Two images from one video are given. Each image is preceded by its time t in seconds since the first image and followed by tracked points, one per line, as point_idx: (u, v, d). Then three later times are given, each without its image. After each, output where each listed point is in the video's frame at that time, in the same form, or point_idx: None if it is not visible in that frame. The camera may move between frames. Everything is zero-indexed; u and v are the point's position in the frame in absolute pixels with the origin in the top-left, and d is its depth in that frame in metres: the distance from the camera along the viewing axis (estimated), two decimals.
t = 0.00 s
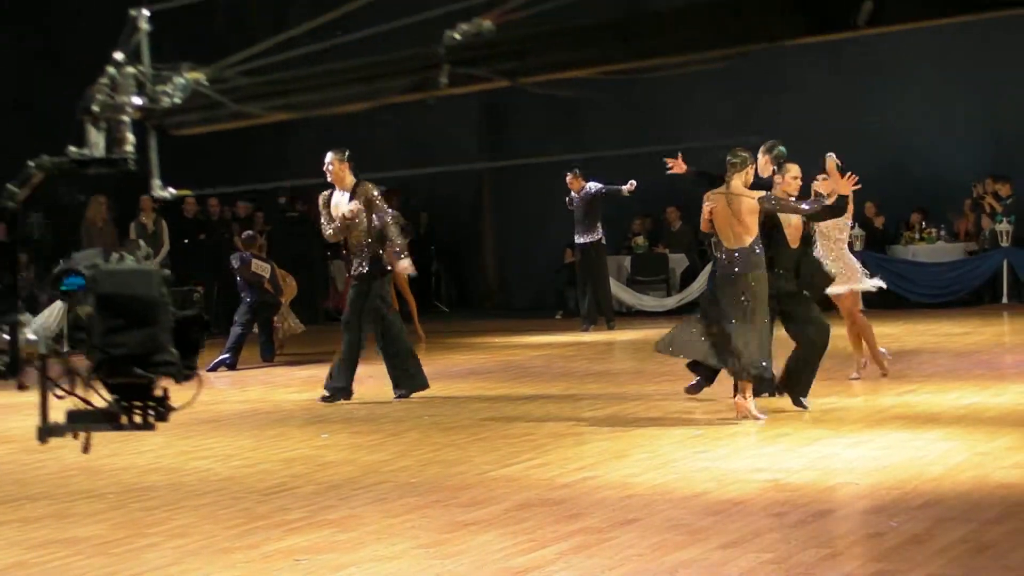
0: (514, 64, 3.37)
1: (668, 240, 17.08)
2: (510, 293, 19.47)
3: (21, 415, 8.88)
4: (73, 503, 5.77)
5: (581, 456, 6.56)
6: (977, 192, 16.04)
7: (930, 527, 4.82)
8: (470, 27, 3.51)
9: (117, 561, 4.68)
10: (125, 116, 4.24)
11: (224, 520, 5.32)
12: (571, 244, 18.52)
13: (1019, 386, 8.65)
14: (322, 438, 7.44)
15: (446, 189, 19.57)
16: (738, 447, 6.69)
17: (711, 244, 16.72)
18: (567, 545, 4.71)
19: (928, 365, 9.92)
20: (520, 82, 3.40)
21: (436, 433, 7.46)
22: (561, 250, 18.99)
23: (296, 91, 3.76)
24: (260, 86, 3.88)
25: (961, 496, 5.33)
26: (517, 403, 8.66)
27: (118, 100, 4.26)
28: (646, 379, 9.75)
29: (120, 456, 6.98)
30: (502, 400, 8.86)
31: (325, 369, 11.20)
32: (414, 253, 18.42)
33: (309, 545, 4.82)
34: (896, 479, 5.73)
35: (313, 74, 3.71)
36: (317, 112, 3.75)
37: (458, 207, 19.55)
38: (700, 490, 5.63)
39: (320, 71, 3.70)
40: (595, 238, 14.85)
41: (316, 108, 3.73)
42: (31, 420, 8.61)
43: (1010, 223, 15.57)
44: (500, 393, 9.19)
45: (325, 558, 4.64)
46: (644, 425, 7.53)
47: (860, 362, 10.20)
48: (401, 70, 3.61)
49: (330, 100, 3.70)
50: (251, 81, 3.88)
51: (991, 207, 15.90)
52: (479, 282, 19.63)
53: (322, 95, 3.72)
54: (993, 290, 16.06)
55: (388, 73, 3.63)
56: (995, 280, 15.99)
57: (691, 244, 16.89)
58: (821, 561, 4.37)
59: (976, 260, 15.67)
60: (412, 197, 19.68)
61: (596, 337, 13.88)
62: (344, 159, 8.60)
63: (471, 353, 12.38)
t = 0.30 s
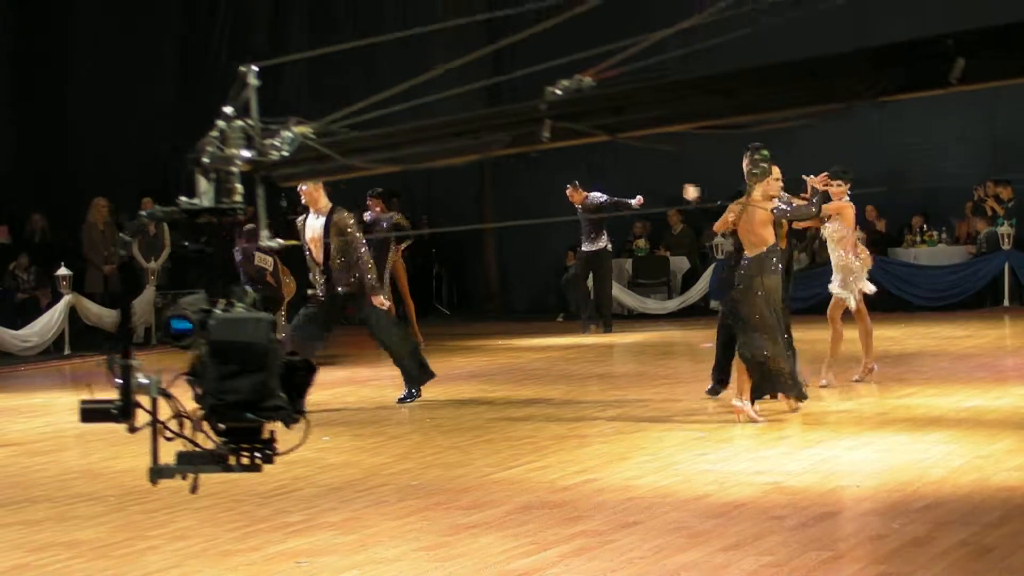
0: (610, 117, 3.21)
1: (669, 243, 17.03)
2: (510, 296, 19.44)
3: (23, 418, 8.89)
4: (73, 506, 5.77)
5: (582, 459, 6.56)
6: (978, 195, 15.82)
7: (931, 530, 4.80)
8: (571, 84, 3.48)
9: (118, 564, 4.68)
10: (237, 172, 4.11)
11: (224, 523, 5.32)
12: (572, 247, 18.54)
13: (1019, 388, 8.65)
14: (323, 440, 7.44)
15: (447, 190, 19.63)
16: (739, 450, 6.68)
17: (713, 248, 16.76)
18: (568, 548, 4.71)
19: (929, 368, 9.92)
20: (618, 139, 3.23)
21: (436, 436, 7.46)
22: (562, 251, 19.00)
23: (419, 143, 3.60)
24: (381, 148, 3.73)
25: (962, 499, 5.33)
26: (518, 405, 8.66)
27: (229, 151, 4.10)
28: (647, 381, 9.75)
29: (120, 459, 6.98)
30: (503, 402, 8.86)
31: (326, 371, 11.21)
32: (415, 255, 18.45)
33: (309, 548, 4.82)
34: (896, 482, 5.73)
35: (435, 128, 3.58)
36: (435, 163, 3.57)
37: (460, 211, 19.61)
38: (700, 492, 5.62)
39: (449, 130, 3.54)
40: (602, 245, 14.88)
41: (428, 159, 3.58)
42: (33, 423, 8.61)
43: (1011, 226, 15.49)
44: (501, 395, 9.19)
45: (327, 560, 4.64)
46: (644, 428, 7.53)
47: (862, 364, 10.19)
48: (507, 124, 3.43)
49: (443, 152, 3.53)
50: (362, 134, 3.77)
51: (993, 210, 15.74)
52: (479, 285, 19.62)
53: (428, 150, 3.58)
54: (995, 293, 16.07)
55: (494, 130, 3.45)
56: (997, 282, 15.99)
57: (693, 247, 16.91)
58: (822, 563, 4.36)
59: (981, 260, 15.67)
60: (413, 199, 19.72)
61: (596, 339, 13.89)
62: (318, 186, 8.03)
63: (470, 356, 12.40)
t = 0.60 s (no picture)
0: (711, 152, 3.63)
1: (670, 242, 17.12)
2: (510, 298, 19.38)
3: (23, 417, 8.88)
4: (74, 505, 5.77)
5: (583, 458, 6.56)
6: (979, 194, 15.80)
7: (933, 529, 4.80)
8: (672, 119, 3.87)
9: (119, 564, 4.68)
10: (348, 206, 4.13)
11: (225, 522, 5.32)
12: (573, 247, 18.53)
13: (1021, 388, 8.65)
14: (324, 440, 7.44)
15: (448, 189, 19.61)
16: (740, 449, 6.68)
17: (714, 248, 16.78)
18: (570, 547, 4.71)
19: (930, 368, 9.92)
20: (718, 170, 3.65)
21: (437, 435, 7.46)
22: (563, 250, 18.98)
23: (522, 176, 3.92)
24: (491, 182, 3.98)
25: (963, 498, 5.33)
26: (519, 404, 8.67)
27: (338, 184, 4.14)
28: (648, 380, 9.76)
29: (121, 458, 6.99)
30: (504, 401, 8.86)
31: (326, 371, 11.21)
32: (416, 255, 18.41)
33: (311, 547, 4.82)
34: (898, 481, 5.73)
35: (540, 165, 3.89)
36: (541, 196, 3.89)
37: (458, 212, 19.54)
38: (701, 492, 5.63)
39: (552, 165, 3.87)
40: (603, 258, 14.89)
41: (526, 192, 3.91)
42: (32, 423, 8.61)
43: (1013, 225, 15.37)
44: (502, 395, 9.20)
45: (329, 559, 4.64)
46: (645, 427, 7.53)
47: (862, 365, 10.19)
48: (604, 161, 3.79)
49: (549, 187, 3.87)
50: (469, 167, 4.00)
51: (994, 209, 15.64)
52: (479, 287, 19.54)
53: (533, 182, 3.91)
54: (995, 293, 16.06)
55: (598, 165, 3.80)
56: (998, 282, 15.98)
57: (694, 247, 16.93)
58: (824, 562, 4.37)
59: (981, 261, 15.64)
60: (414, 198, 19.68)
61: (597, 339, 13.89)
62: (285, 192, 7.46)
63: (470, 356, 12.39)
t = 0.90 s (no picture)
0: (817, 169, 3.74)
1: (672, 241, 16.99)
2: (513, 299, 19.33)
3: (24, 416, 8.87)
4: (77, 504, 5.79)
5: (586, 457, 6.57)
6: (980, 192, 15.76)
7: (934, 528, 4.80)
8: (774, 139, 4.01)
9: (120, 563, 4.68)
10: (457, 222, 4.42)
11: (228, 521, 5.33)
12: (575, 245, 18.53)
13: None
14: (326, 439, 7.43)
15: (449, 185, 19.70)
16: (742, 449, 6.69)
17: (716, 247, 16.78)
18: (573, 545, 4.72)
19: (934, 366, 9.95)
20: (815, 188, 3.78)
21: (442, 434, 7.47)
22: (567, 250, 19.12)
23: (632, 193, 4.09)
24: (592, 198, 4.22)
25: (966, 497, 5.34)
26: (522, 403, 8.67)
27: (449, 201, 4.43)
28: (651, 379, 9.76)
29: (124, 457, 7.00)
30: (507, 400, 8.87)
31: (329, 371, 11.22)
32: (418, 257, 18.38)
33: (312, 547, 4.82)
34: (900, 479, 5.74)
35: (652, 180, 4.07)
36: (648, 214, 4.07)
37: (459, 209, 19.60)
38: (704, 490, 5.63)
39: (673, 181, 4.03)
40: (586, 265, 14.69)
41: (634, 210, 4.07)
42: (33, 422, 8.60)
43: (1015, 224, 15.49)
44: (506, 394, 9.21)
45: (330, 558, 4.65)
46: (648, 425, 7.54)
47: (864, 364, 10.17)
48: (714, 176, 3.93)
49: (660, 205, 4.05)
50: (568, 187, 4.27)
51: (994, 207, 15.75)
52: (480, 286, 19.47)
53: (640, 201, 4.06)
54: (998, 292, 16.07)
55: (703, 180, 3.96)
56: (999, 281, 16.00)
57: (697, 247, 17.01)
58: (825, 561, 4.37)
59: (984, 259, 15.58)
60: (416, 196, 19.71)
61: (601, 337, 13.96)
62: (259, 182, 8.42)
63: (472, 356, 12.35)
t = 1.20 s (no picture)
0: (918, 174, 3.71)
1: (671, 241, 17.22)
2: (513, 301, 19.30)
3: (24, 417, 8.86)
4: (78, 504, 5.79)
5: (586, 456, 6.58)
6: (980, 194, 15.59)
7: (936, 528, 4.81)
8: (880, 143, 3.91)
9: (121, 563, 4.68)
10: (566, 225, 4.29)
11: (229, 521, 5.33)
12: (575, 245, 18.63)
13: None
14: (328, 439, 7.44)
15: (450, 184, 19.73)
16: (743, 449, 6.69)
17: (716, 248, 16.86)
18: (574, 545, 4.72)
19: (936, 366, 9.96)
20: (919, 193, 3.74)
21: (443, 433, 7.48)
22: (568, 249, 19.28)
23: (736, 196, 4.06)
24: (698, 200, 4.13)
25: (967, 497, 5.34)
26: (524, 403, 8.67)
27: (558, 205, 4.28)
28: (652, 379, 9.77)
29: (126, 457, 7.00)
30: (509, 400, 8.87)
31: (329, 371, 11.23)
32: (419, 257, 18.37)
33: (313, 547, 4.82)
34: (901, 480, 5.74)
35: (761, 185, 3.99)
36: (755, 217, 4.01)
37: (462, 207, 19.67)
38: (705, 490, 5.64)
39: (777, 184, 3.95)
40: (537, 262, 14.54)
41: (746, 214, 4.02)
42: (33, 422, 8.59)
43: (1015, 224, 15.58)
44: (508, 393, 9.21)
45: (331, 558, 4.64)
46: (649, 426, 7.54)
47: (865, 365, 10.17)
48: (817, 181, 3.89)
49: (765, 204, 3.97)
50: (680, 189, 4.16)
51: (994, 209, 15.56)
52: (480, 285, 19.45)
53: (741, 204, 4.04)
54: (999, 292, 16.01)
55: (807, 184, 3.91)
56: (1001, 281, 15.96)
57: (697, 248, 17.11)
58: (827, 561, 4.37)
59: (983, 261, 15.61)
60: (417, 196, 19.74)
61: (603, 337, 13.98)
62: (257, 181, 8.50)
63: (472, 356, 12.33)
